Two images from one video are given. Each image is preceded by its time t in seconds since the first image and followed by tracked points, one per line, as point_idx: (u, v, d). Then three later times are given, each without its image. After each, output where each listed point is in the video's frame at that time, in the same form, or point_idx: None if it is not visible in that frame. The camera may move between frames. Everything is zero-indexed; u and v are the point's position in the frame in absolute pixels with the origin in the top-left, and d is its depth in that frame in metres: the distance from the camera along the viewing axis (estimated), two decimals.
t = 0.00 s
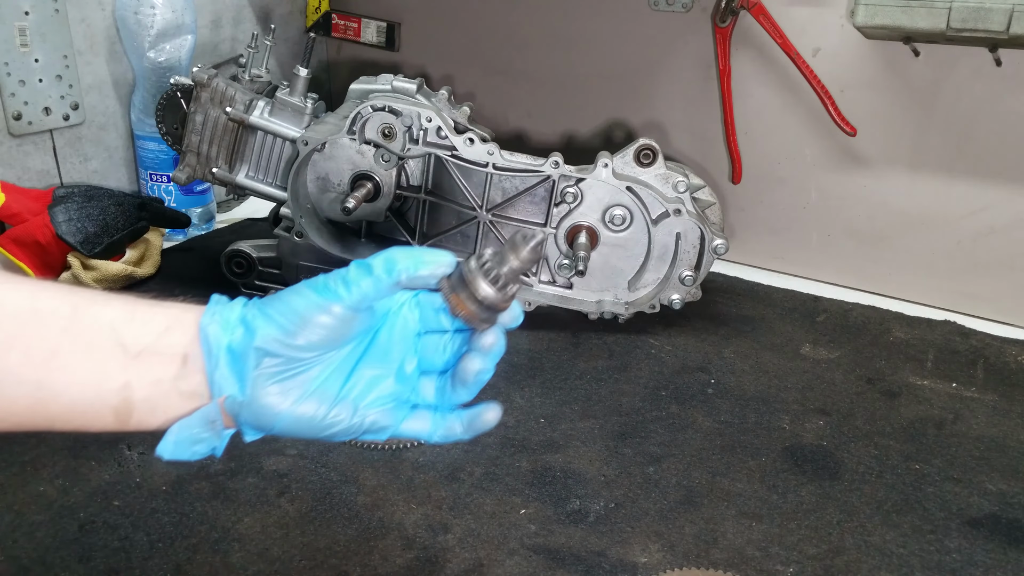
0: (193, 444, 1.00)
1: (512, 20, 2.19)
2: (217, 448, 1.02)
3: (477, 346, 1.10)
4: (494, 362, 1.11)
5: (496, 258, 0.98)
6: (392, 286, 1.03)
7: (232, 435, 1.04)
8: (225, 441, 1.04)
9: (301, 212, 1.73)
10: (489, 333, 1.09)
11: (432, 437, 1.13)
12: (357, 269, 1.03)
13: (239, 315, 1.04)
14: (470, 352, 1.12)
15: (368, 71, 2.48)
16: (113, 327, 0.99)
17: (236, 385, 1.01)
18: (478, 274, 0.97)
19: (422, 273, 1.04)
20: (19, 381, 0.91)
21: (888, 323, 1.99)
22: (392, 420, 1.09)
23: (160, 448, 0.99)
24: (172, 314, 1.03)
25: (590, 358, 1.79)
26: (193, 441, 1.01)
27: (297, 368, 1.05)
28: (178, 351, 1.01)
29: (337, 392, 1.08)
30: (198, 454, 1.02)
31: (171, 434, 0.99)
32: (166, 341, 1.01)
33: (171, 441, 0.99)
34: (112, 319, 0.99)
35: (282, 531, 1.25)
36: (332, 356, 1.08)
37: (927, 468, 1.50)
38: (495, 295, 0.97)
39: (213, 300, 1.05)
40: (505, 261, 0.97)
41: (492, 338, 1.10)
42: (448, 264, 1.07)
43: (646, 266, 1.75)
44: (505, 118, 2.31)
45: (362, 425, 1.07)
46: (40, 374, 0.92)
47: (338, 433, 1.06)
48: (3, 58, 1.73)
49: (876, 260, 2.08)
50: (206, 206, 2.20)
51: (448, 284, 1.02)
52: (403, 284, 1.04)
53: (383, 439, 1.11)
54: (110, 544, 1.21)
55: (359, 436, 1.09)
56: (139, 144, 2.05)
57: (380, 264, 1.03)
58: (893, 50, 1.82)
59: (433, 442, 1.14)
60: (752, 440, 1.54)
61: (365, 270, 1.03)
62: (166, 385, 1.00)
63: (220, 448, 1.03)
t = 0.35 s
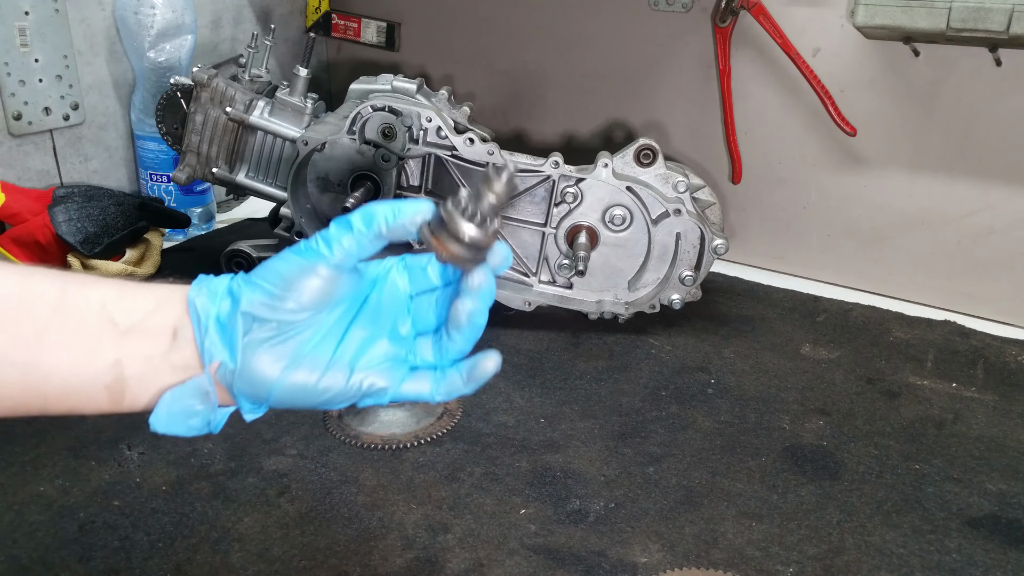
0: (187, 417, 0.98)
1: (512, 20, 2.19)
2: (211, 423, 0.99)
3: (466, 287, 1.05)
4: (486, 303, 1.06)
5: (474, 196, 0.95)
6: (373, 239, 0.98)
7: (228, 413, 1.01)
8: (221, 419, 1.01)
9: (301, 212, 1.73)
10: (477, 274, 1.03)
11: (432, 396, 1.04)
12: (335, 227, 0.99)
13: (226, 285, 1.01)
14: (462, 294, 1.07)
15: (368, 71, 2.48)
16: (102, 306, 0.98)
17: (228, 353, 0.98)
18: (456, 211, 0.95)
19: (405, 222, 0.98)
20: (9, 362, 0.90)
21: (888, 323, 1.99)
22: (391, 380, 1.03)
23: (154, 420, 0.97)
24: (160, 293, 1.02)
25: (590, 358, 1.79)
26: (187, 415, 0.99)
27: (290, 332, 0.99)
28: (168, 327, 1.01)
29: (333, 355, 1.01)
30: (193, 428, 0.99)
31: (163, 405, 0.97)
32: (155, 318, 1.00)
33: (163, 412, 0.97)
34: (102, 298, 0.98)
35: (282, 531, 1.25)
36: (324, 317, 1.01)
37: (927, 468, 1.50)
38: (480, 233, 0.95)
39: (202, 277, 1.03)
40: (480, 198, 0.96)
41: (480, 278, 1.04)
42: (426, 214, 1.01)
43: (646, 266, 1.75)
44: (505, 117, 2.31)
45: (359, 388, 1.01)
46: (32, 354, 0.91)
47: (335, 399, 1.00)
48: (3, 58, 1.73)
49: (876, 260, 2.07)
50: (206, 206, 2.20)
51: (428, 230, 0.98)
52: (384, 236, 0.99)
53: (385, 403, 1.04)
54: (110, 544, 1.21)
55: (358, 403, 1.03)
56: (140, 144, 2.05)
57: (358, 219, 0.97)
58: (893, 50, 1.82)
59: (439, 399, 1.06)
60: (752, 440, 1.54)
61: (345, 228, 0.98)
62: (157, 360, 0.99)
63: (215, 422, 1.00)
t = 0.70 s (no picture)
0: (182, 463, 0.99)
1: (512, 20, 2.19)
2: (206, 469, 1.00)
3: (474, 347, 1.07)
4: (494, 366, 1.08)
5: (486, 255, 0.94)
6: (385, 290, 1.02)
7: (223, 458, 1.02)
8: (216, 464, 1.02)
9: (301, 212, 1.73)
10: (486, 335, 1.05)
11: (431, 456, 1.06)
12: (348, 275, 1.02)
13: (231, 328, 1.04)
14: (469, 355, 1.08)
15: (368, 71, 2.48)
16: (105, 345, 0.99)
17: (228, 399, 1.00)
18: (469, 272, 0.93)
19: (416, 273, 1.01)
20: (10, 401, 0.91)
21: (888, 323, 1.99)
22: (390, 436, 1.04)
23: (148, 464, 0.98)
24: (166, 332, 1.04)
25: (590, 358, 1.79)
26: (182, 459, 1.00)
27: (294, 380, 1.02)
28: (171, 367, 1.02)
29: (334, 406, 1.04)
30: (187, 474, 1.00)
31: (159, 449, 0.98)
32: (159, 357, 1.02)
33: (158, 456, 0.98)
34: (104, 337, 0.99)
35: (282, 531, 1.25)
36: (328, 368, 1.05)
37: (927, 468, 1.50)
38: (490, 293, 0.93)
39: (207, 317, 1.06)
40: (495, 258, 0.93)
41: (489, 339, 1.06)
42: (440, 269, 1.03)
43: (646, 267, 1.75)
44: (505, 117, 2.31)
45: (358, 441, 1.03)
46: (30, 393, 0.92)
47: (333, 450, 1.02)
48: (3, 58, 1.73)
49: (876, 260, 2.08)
50: (206, 206, 2.20)
51: (439, 288, 0.97)
52: (395, 287, 1.02)
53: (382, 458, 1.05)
54: (110, 544, 1.21)
55: (358, 455, 1.04)
56: (140, 144, 2.05)
57: (372, 269, 1.02)
58: (893, 50, 1.82)
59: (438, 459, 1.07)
60: (752, 440, 1.54)
61: (357, 275, 1.02)
62: (157, 402, 1.00)
63: (209, 469, 1.01)
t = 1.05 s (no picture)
0: (189, 457, 1.00)
1: (512, 20, 2.19)
2: (213, 463, 1.02)
3: (478, 331, 1.03)
4: (499, 349, 1.04)
5: (490, 239, 0.98)
6: (389, 279, 1.04)
7: (231, 452, 1.04)
8: (222, 460, 1.03)
9: (301, 212, 1.73)
10: (489, 317, 1.02)
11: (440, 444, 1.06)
12: (352, 266, 1.04)
13: (236, 324, 1.06)
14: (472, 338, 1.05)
15: (368, 71, 2.48)
16: (109, 346, 1.03)
17: (235, 393, 1.02)
18: (473, 253, 0.98)
19: (421, 261, 1.03)
20: (15, 403, 0.95)
21: (888, 323, 1.99)
22: (397, 425, 1.05)
23: (155, 459, 0.99)
24: (168, 331, 1.07)
25: (590, 358, 1.79)
26: (189, 455, 1.01)
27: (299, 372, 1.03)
28: (176, 365, 1.05)
29: (339, 396, 1.05)
30: (194, 468, 1.01)
31: (165, 444, 1.00)
32: (163, 355, 1.05)
33: (165, 450, 0.99)
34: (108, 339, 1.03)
35: (282, 531, 1.25)
36: (334, 359, 1.06)
37: (927, 468, 1.50)
38: (494, 275, 0.97)
39: (210, 315, 1.08)
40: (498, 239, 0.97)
41: (493, 321, 1.03)
42: (443, 252, 1.05)
43: (646, 266, 1.75)
44: (505, 117, 2.31)
45: (366, 431, 1.03)
46: (35, 394, 0.96)
47: (340, 440, 1.03)
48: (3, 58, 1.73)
49: (876, 260, 2.08)
50: (206, 206, 2.20)
51: (442, 270, 1.02)
52: (400, 275, 1.04)
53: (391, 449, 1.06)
54: (110, 544, 1.21)
55: (365, 445, 1.05)
56: (140, 144, 2.05)
57: (374, 259, 1.04)
58: (893, 50, 1.82)
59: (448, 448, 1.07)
60: (752, 440, 1.54)
61: (362, 267, 1.04)
62: (162, 399, 1.03)
63: (215, 463, 1.02)
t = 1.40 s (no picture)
0: (201, 451, 0.98)
1: (513, 20, 2.19)
2: (225, 457, 1.00)
3: (496, 331, 1.05)
4: (516, 349, 1.06)
5: (507, 237, 0.94)
6: (404, 277, 1.02)
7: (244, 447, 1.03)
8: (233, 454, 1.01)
9: (301, 212, 1.73)
10: (508, 317, 1.03)
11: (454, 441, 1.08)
12: (366, 263, 1.03)
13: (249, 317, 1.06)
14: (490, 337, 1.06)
15: (368, 71, 2.48)
16: (122, 339, 1.04)
17: (247, 388, 1.02)
18: (489, 253, 0.93)
19: (436, 257, 1.02)
20: (29, 394, 0.95)
21: (888, 323, 1.99)
22: (411, 422, 1.06)
23: (167, 452, 0.97)
24: (180, 324, 1.08)
25: (590, 358, 1.79)
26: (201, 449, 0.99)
27: (311, 367, 1.03)
28: (189, 358, 1.05)
29: (353, 392, 1.06)
30: (207, 463, 0.99)
31: (177, 438, 0.97)
32: (176, 347, 1.06)
33: (177, 444, 0.97)
34: (120, 331, 1.05)
35: (282, 532, 1.25)
36: (348, 355, 1.06)
37: (927, 468, 1.50)
38: (512, 275, 0.93)
39: (223, 308, 1.08)
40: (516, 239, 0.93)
41: (512, 321, 1.04)
42: (459, 249, 1.03)
43: (646, 267, 1.75)
44: (505, 117, 2.31)
45: (379, 428, 1.04)
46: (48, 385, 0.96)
47: (354, 436, 1.04)
48: (3, 58, 1.73)
49: (876, 260, 2.08)
50: (206, 206, 2.20)
51: (460, 269, 0.98)
52: (416, 272, 1.02)
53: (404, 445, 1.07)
54: (110, 544, 1.21)
55: (379, 441, 1.06)
56: (140, 144, 2.05)
57: (389, 256, 1.02)
58: (893, 50, 1.82)
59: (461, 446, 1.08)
60: (752, 440, 1.54)
61: (376, 263, 1.02)
62: (176, 391, 1.02)
63: (229, 458, 1.00)
